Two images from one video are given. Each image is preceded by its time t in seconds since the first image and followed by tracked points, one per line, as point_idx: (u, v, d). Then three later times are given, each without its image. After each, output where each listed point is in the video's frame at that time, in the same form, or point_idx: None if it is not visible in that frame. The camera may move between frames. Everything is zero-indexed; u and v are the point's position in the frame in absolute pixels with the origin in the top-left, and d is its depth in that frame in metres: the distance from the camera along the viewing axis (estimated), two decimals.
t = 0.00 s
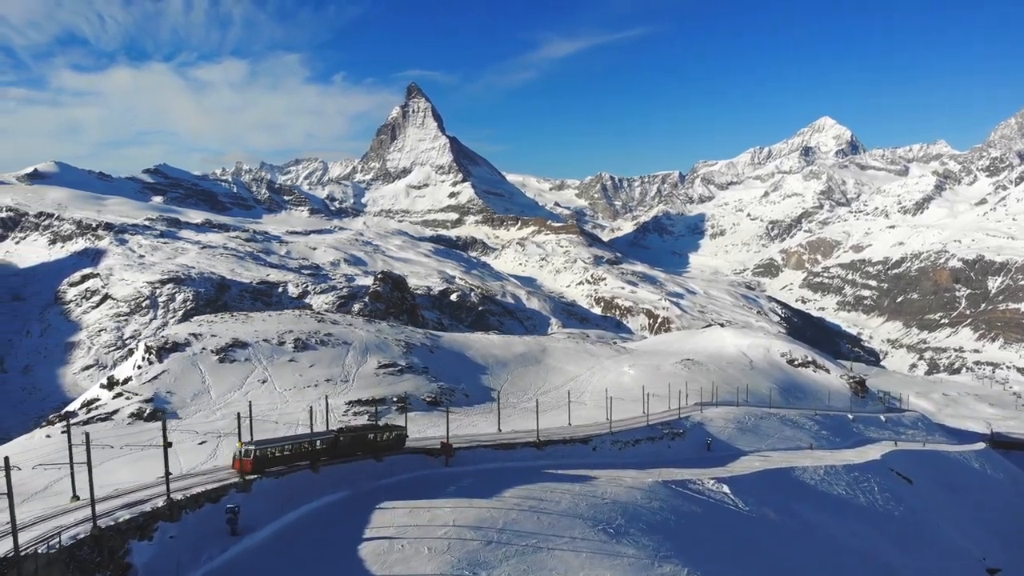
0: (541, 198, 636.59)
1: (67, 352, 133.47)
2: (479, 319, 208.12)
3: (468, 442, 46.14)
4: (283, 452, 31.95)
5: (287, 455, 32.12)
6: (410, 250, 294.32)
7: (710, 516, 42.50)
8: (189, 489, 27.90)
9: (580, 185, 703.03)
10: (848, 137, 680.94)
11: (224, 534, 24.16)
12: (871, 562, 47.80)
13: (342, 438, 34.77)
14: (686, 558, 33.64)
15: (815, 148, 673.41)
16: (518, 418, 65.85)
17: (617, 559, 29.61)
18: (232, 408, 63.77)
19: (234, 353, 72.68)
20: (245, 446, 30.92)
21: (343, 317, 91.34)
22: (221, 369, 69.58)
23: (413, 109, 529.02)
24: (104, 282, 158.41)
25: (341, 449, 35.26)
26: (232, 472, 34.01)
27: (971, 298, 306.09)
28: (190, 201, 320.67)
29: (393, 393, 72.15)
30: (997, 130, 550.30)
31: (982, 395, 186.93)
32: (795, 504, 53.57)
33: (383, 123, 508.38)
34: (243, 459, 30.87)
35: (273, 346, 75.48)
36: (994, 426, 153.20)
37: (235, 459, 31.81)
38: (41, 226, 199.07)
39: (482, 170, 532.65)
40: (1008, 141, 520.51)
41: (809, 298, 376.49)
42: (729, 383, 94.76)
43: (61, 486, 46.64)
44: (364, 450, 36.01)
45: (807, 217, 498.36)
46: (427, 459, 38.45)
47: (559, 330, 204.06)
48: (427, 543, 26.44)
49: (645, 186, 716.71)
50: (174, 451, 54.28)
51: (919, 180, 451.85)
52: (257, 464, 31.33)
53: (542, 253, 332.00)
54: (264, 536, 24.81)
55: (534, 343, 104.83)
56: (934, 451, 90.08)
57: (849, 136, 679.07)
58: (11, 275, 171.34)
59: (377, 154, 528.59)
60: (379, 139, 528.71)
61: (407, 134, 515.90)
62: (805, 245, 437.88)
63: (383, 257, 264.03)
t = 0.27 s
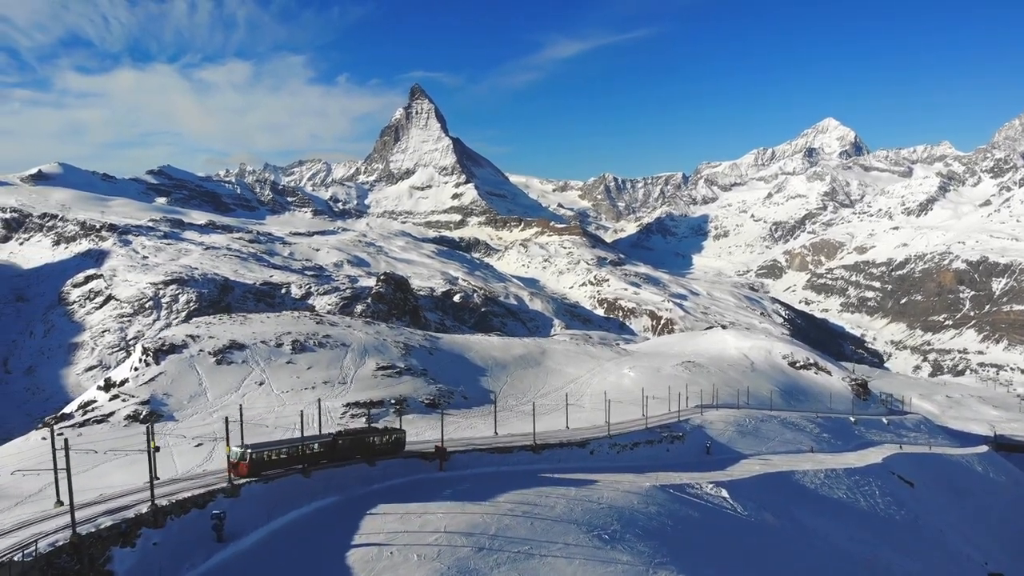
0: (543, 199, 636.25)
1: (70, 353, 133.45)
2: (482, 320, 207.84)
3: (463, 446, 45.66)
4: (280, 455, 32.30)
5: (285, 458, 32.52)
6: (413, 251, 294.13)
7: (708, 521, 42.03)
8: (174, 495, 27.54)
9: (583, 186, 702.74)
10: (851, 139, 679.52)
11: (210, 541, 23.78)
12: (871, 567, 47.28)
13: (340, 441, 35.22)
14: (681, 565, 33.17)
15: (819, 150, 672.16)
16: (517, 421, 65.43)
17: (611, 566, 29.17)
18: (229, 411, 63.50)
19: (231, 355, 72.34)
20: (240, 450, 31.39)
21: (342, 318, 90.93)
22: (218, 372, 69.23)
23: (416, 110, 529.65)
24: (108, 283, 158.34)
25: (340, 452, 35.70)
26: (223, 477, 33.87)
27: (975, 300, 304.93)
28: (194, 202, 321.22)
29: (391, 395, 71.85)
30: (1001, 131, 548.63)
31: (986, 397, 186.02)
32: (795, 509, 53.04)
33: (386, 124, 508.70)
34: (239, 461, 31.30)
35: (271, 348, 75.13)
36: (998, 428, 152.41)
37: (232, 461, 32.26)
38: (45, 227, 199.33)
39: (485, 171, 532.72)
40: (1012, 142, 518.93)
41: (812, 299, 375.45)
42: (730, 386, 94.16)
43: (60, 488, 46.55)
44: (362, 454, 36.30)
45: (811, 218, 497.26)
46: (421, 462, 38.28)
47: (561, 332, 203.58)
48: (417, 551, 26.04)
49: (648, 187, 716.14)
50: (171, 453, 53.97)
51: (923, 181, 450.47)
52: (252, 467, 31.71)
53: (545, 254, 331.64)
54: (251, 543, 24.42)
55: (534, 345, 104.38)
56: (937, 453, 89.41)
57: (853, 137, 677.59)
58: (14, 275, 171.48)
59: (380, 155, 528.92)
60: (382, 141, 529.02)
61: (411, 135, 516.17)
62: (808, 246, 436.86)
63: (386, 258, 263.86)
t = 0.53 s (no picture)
0: (545, 200, 635.91)
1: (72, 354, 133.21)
2: (483, 322, 207.40)
3: (457, 450, 45.26)
4: (275, 458, 32.16)
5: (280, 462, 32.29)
6: (414, 253, 293.81)
7: (705, 526, 41.64)
8: (159, 500, 27.28)
9: (585, 188, 702.14)
10: (854, 141, 678.72)
11: (192, 547, 23.60)
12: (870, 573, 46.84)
13: (337, 444, 35.03)
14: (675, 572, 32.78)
15: (821, 151, 671.17)
16: (514, 425, 65.09)
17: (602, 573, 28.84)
18: (224, 414, 63.27)
19: (227, 357, 72.07)
20: (236, 454, 31.18)
21: (339, 320, 90.47)
22: (214, 374, 68.96)
23: (418, 112, 529.78)
24: (110, 284, 158.15)
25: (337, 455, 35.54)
26: (211, 483, 33.60)
27: (977, 302, 304.03)
28: (196, 204, 321.24)
29: (387, 398, 71.45)
30: (1004, 133, 547.77)
31: (988, 400, 185.23)
32: (793, 514, 52.60)
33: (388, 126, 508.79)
34: (234, 465, 31.15)
35: (267, 350, 74.84)
36: (1000, 431, 151.70)
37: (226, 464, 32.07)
38: (47, 228, 199.23)
39: (487, 173, 532.40)
40: (1014, 145, 518.10)
41: (815, 301, 374.53)
42: (729, 389, 93.62)
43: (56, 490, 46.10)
44: (360, 458, 35.96)
45: (813, 220, 496.41)
46: (412, 466, 37.73)
47: (563, 334, 203.20)
48: (404, 558, 25.75)
49: (650, 189, 715.59)
50: (165, 456, 53.72)
51: (926, 183, 449.46)
52: (246, 470, 31.51)
53: (547, 256, 331.20)
54: (234, 549, 24.18)
55: (532, 347, 103.94)
56: (938, 456, 88.86)
57: (855, 139, 676.69)
58: (16, 277, 171.44)
59: (382, 157, 529.00)
60: (385, 142, 529.08)
61: (413, 137, 516.15)
62: (811, 248, 435.92)
63: (387, 259, 263.62)
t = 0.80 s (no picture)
0: (547, 201, 635.45)
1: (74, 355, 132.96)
2: (485, 323, 206.99)
3: (451, 453, 44.88)
4: (269, 462, 32.25)
5: (275, 465, 32.44)
6: (416, 254, 293.46)
7: (701, 530, 41.29)
8: (144, 505, 27.05)
9: (586, 189, 701.73)
10: (855, 142, 677.84)
11: (177, 552, 23.36)
12: None
13: (334, 448, 35.07)
14: None
15: (823, 152, 670.32)
16: (511, 427, 64.75)
17: None
18: (220, 416, 63.03)
19: (223, 359, 71.81)
20: (230, 457, 31.51)
21: (337, 322, 90.10)
22: (209, 376, 68.73)
23: (420, 113, 529.89)
24: (111, 285, 157.84)
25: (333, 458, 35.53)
26: (201, 486, 33.32)
27: (979, 303, 303.32)
28: (197, 205, 321.15)
29: (384, 399, 71.19)
30: (1005, 134, 547.17)
31: (989, 401, 184.67)
32: (791, 518, 52.23)
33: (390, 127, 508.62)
34: (230, 469, 31.50)
35: (264, 352, 74.61)
36: (1002, 433, 151.16)
37: (222, 467, 32.41)
38: (49, 229, 199.05)
39: (488, 174, 532.21)
40: (1016, 146, 517.35)
41: (817, 302, 373.77)
42: (729, 391, 93.17)
43: (54, 491, 45.80)
44: (358, 460, 36.01)
45: (815, 221, 495.61)
46: (405, 469, 37.45)
47: (564, 335, 202.84)
48: (392, 563, 25.51)
49: (652, 190, 714.94)
50: (160, 458, 53.57)
51: (928, 184, 448.56)
52: (241, 473, 31.76)
53: (549, 257, 330.88)
54: (221, 554, 23.94)
55: (531, 348, 103.57)
56: (937, 459, 88.48)
57: (857, 140, 675.87)
58: (17, 278, 171.33)
59: (384, 157, 528.85)
60: (386, 143, 528.99)
61: (414, 138, 516.01)
62: (813, 249, 435.27)
63: (389, 260, 263.30)
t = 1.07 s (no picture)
0: (554, 202, 634.87)
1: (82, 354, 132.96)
2: (491, 324, 206.59)
3: (449, 457, 44.39)
4: (269, 463, 32.17)
5: (275, 468, 32.28)
6: (423, 255, 293.46)
7: (701, 535, 40.96)
8: (133, 509, 26.92)
9: (593, 190, 700.54)
10: (864, 143, 674.51)
11: (165, 557, 23.24)
12: None
13: (335, 449, 35.00)
14: None
15: (831, 154, 667.29)
16: (512, 430, 64.43)
17: None
18: (221, 418, 62.98)
19: (224, 360, 71.72)
20: (230, 459, 31.39)
21: (339, 323, 89.84)
22: (210, 377, 68.62)
23: (427, 114, 530.45)
24: (119, 286, 158.16)
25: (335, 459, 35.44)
26: (194, 490, 33.08)
27: (988, 305, 301.20)
28: (205, 206, 322.33)
29: (385, 401, 70.91)
30: (1015, 136, 543.62)
31: (998, 404, 183.03)
32: (794, 522, 51.68)
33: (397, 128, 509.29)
34: (229, 470, 31.42)
35: (265, 353, 74.47)
36: (1011, 436, 149.74)
37: (222, 469, 32.33)
38: (58, 230, 199.90)
39: (495, 175, 532.08)
40: None
41: (824, 304, 372.01)
42: (733, 393, 92.42)
43: (55, 491, 45.75)
44: (360, 463, 35.78)
45: (823, 222, 493.38)
46: (401, 472, 37.10)
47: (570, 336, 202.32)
48: (383, 569, 25.32)
49: (659, 192, 713.61)
50: (160, 459, 53.63)
51: (937, 185, 445.91)
52: (241, 475, 31.65)
53: (555, 258, 330.35)
54: (208, 558, 23.80)
55: (534, 350, 103.12)
56: (943, 462, 87.63)
57: (865, 141, 672.68)
58: (26, 279, 172.07)
59: (391, 159, 529.76)
60: (394, 144, 529.70)
61: (422, 139, 516.39)
62: (820, 250, 433.27)
63: (396, 261, 263.33)
